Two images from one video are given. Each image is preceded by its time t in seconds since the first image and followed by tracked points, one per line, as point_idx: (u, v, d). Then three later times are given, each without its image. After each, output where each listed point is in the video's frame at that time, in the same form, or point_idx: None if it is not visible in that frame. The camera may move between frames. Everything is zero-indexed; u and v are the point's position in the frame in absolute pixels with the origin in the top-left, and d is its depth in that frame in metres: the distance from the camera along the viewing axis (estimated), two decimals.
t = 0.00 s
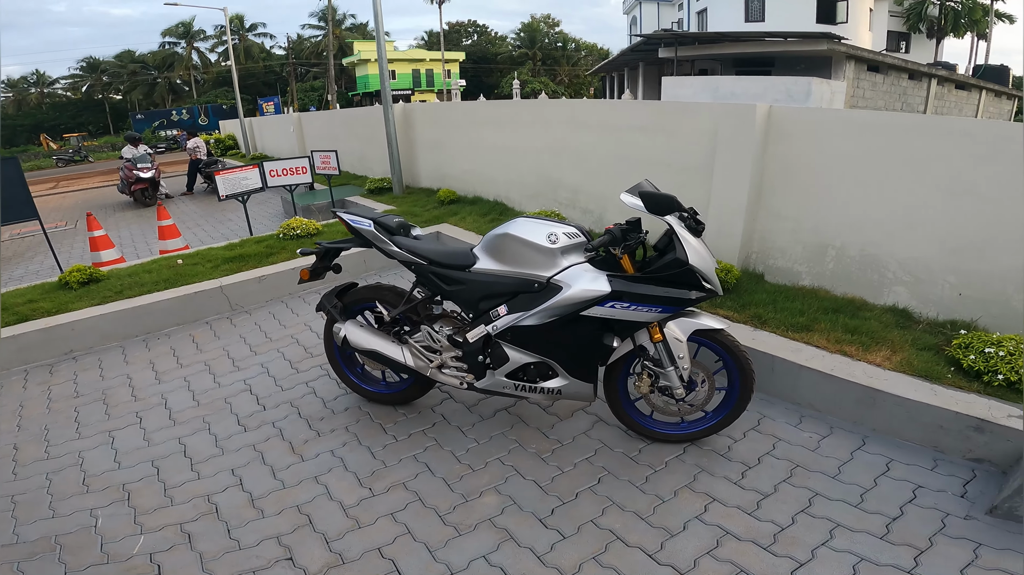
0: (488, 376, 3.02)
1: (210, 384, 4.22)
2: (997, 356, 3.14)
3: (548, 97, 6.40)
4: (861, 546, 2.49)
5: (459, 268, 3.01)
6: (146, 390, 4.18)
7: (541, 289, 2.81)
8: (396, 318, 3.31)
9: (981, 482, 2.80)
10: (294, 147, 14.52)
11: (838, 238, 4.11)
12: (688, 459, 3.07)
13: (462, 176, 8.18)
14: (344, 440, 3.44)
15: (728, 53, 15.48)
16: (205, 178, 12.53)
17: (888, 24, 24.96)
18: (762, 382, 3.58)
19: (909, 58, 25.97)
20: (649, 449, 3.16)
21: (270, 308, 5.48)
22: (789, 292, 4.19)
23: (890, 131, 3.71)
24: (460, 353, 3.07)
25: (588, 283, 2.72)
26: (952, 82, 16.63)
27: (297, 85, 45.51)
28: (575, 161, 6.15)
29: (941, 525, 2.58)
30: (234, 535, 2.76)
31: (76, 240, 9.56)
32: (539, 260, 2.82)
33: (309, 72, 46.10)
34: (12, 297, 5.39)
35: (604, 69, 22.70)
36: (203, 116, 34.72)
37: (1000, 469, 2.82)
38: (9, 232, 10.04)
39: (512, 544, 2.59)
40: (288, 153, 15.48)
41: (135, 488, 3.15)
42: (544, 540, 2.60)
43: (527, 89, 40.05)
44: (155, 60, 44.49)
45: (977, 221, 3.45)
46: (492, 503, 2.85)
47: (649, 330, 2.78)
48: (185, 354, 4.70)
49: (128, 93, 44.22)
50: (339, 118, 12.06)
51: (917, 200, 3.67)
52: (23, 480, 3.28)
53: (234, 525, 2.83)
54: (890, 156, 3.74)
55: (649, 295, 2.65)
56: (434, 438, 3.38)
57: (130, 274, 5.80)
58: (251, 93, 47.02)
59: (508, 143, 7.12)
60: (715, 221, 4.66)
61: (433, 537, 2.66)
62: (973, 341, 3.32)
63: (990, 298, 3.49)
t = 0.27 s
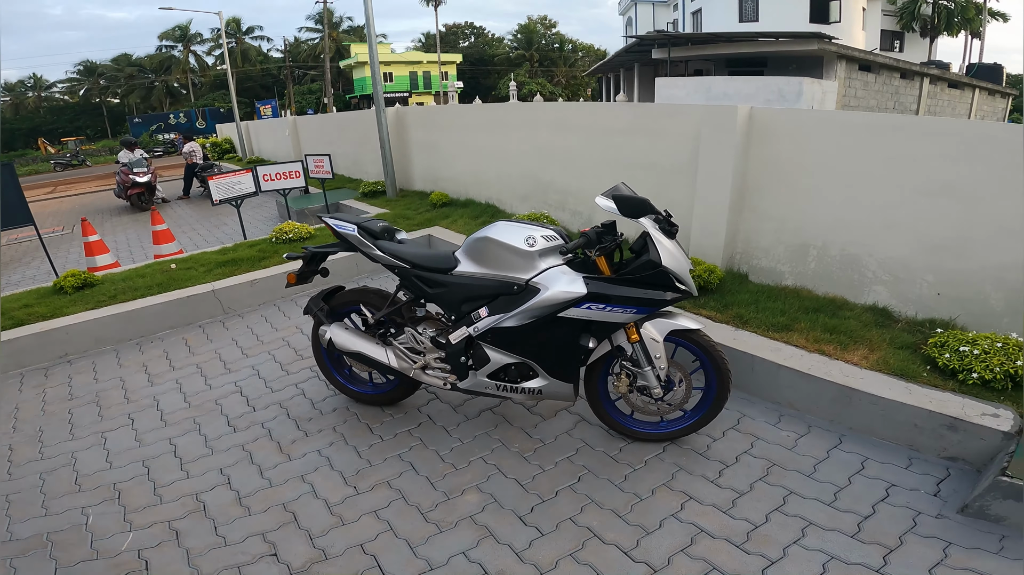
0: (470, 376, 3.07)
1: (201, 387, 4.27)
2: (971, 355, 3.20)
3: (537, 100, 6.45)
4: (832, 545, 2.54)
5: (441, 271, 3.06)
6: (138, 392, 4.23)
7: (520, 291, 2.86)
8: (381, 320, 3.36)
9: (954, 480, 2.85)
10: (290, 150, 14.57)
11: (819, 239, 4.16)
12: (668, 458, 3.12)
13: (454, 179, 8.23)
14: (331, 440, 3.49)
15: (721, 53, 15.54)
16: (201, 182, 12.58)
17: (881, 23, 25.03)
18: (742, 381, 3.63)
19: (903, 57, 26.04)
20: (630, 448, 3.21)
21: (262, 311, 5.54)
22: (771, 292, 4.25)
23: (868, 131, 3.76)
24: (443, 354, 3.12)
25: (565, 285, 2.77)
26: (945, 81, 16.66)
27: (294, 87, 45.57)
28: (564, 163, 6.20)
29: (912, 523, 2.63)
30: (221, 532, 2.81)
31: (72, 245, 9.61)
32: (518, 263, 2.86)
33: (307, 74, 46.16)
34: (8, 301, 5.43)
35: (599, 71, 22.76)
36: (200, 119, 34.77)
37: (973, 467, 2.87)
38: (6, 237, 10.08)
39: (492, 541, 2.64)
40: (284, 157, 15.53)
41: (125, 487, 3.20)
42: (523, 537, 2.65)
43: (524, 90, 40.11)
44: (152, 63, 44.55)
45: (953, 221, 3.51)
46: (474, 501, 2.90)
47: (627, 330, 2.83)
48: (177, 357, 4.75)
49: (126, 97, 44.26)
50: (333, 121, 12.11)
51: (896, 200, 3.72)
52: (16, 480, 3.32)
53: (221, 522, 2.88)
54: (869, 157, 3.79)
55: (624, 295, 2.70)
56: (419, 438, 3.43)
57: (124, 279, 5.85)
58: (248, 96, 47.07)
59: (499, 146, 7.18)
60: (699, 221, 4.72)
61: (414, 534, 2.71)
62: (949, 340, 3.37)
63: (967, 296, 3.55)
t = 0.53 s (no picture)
0: (453, 376, 3.10)
1: (192, 388, 4.30)
2: (949, 354, 3.23)
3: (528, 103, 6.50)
4: (807, 544, 2.57)
5: (424, 273, 3.10)
6: (129, 393, 4.26)
7: (501, 292, 2.90)
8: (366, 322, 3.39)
9: (931, 479, 2.88)
10: (287, 154, 14.63)
11: (802, 240, 4.20)
12: (649, 457, 3.15)
13: (447, 182, 8.28)
14: (317, 439, 3.52)
15: (715, 55, 15.60)
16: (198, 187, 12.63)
17: (876, 24, 25.13)
18: (725, 381, 3.67)
19: (898, 59, 26.11)
20: (612, 447, 3.24)
21: (254, 314, 5.57)
22: (756, 293, 4.28)
23: (849, 132, 3.80)
24: (427, 354, 3.15)
25: (545, 285, 2.81)
26: (939, 82, 16.70)
27: (293, 91, 45.67)
28: (554, 166, 6.24)
29: (887, 522, 2.66)
30: (205, 529, 2.84)
31: (68, 249, 9.65)
32: (498, 263, 2.90)
33: (305, 78, 46.27)
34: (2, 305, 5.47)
35: (595, 74, 22.83)
36: (199, 123, 34.85)
37: (950, 466, 2.90)
38: (3, 241, 10.12)
39: (471, 538, 2.67)
40: (281, 161, 15.58)
41: (113, 485, 3.23)
42: (502, 534, 2.69)
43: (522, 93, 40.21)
44: (151, 67, 44.68)
45: (932, 221, 3.55)
46: (456, 499, 2.93)
47: (606, 330, 2.87)
48: (169, 359, 4.79)
49: (124, 101, 44.36)
50: (329, 125, 12.16)
51: (877, 201, 3.76)
52: (6, 478, 3.36)
53: (206, 519, 2.91)
54: (850, 157, 3.83)
55: (603, 296, 2.74)
56: (404, 437, 3.46)
57: (118, 282, 5.88)
58: (247, 100, 47.18)
59: (491, 148, 7.22)
60: (685, 223, 4.75)
61: (396, 531, 2.74)
62: (928, 339, 3.41)
63: (947, 296, 3.58)
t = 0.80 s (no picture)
0: (451, 377, 3.13)
1: (193, 390, 4.33)
2: (944, 352, 3.25)
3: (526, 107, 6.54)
4: (803, 542, 2.58)
5: (422, 275, 3.13)
6: (131, 396, 4.29)
7: (498, 293, 2.93)
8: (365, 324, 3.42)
9: (928, 477, 2.89)
10: (288, 159, 14.70)
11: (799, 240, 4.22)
12: (646, 456, 3.17)
13: (446, 186, 8.32)
14: (317, 440, 3.55)
15: (713, 57, 15.66)
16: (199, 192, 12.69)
17: (875, 25, 25.17)
18: (722, 381, 3.69)
19: (896, 60, 26.15)
20: (609, 447, 3.26)
21: (255, 318, 5.61)
22: (753, 293, 4.31)
23: (842, 133, 3.83)
24: (425, 356, 3.18)
25: (541, 286, 2.84)
26: (937, 82, 16.71)
27: (294, 96, 45.82)
28: (552, 169, 6.28)
29: (883, 521, 2.67)
30: (206, 529, 2.87)
31: (71, 254, 9.70)
32: (494, 265, 2.93)
33: (306, 83, 46.43)
34: (6, 309, 5.51)
35: (595, 77, 22.90)
36: (200, 129, 34.98)
37: (946, 465, 2.91)
38: (6, 247, 10.18)
39: (469, 538, 2.69)
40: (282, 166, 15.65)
41: (115, 486, 3.26)
42: (500, 534, 2.71)
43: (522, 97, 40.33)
44: (152, 73, 44.87)
45: (926, 220, 3.57)
46: (454, 499, 2.96)
47: (602, 330, 2.90)
48: (171, 362, 4.82)
49: (126, 107, 44.54)
50: (329, 130, 12.22)
51: (872, 201, 3.78)
52: (10, 480, 3.39)
53: (207, 520, 2.93)
54: (844, 158, 3.86)
55: (598, 296, 2.77)
56: (403, 438, 3.49)
57: (120, 287, 5.92)
58: (248, 105, 47.36)
59: (489, 152, 7.26)
60: (682, 224, 4.78)
61: (394, 530, 2.77)
62: (923, 338, 3.43)
63: (943, 295, 3.60)
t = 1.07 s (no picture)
0: (449, 376, 3.16)
1: (194, 391, 4.36)
2: (935, 348, 3.29)
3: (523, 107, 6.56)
4: (797, 538, 2.61)
5: (419, 275, 3.16)
6: (132, 397, 4.32)
7: (494, 292, 2.96)
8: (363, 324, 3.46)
9: (920, 472, 2.93)
10: (285, 160, 14.72)
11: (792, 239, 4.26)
12: (642, 453, 3.21)
13: (444, 186, 8.35)
14: (317, 439, 3.58)
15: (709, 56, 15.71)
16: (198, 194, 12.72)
17: (870, 23, 25.25)
18: (717, 378, 3.73)
19: (892, 58, 26.22)
20: (605, 445, 3.30)
21: (255, 319, 5.64)
22: (748, 291, 4.35)
23: (834, 132, 3.87)
24: (423, 355, 3.21)
25: (536, 285, 2.87)
26: (933, 80, 16.77)
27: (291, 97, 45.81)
28: (548, 169, 6.31)
29: (876, 516, 2.70)
30: (208, 528, 2.90)
31: (70, 257, 9.72)
32: (490, 265, 2.96)
33: (303, 84, 46.42)
34: (7, 312, 5.54)
35: (591, 76, 22.95)
36: (198, 130, 34.97)
37: (939, 460, 2.95)
38: (5, 250, 10.20)
39: (467, 535, 2.73)
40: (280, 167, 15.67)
41: (118, 486, 3.29)
42: (497, 530, 2.74)
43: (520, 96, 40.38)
44: (149, 75, 44.84)
45: (918, 217, 3.61)
46: (452, 497, 2.99)
47: (597, 328, 2.93)
48: (171, 363, 4.85)
49: (123, 109, 44.50)
50: (327, 131, 12.25)
51: (865, 199, 3.82)
52: (13, 480, 3.42)
53: (208, 519, 2.97)
54: (836, 156, 3.90)
55: (592, 295, 2.81)
56: (402, 437, 3.52)
57: (119, 289, 5.95)
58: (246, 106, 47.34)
59: (486, 153, 7.29)
60: (678, 223, 4.82)
61: (393, 528, 2.80)
62: (915, 334, 3.47)
63: (935, 292, 3.64)
